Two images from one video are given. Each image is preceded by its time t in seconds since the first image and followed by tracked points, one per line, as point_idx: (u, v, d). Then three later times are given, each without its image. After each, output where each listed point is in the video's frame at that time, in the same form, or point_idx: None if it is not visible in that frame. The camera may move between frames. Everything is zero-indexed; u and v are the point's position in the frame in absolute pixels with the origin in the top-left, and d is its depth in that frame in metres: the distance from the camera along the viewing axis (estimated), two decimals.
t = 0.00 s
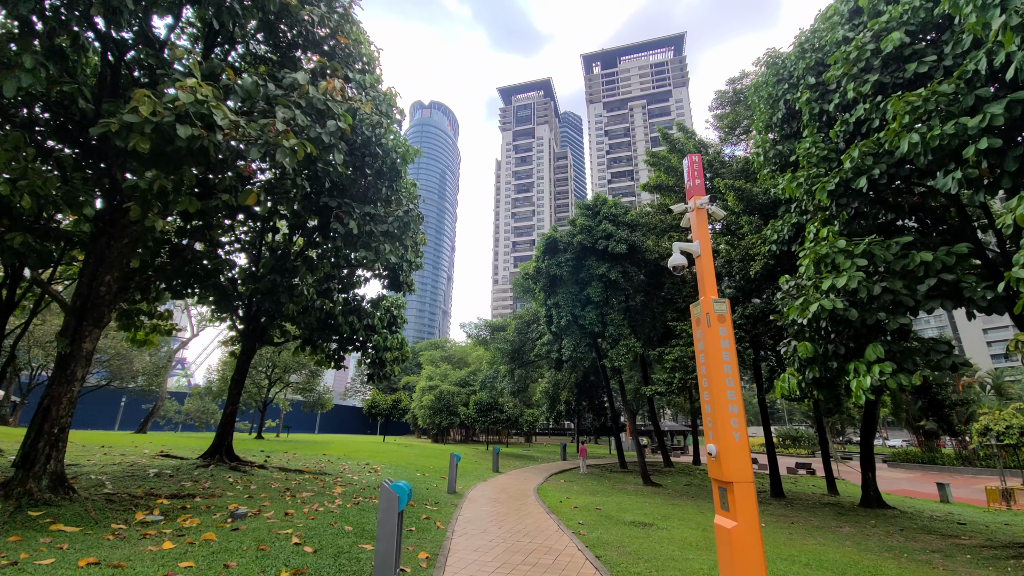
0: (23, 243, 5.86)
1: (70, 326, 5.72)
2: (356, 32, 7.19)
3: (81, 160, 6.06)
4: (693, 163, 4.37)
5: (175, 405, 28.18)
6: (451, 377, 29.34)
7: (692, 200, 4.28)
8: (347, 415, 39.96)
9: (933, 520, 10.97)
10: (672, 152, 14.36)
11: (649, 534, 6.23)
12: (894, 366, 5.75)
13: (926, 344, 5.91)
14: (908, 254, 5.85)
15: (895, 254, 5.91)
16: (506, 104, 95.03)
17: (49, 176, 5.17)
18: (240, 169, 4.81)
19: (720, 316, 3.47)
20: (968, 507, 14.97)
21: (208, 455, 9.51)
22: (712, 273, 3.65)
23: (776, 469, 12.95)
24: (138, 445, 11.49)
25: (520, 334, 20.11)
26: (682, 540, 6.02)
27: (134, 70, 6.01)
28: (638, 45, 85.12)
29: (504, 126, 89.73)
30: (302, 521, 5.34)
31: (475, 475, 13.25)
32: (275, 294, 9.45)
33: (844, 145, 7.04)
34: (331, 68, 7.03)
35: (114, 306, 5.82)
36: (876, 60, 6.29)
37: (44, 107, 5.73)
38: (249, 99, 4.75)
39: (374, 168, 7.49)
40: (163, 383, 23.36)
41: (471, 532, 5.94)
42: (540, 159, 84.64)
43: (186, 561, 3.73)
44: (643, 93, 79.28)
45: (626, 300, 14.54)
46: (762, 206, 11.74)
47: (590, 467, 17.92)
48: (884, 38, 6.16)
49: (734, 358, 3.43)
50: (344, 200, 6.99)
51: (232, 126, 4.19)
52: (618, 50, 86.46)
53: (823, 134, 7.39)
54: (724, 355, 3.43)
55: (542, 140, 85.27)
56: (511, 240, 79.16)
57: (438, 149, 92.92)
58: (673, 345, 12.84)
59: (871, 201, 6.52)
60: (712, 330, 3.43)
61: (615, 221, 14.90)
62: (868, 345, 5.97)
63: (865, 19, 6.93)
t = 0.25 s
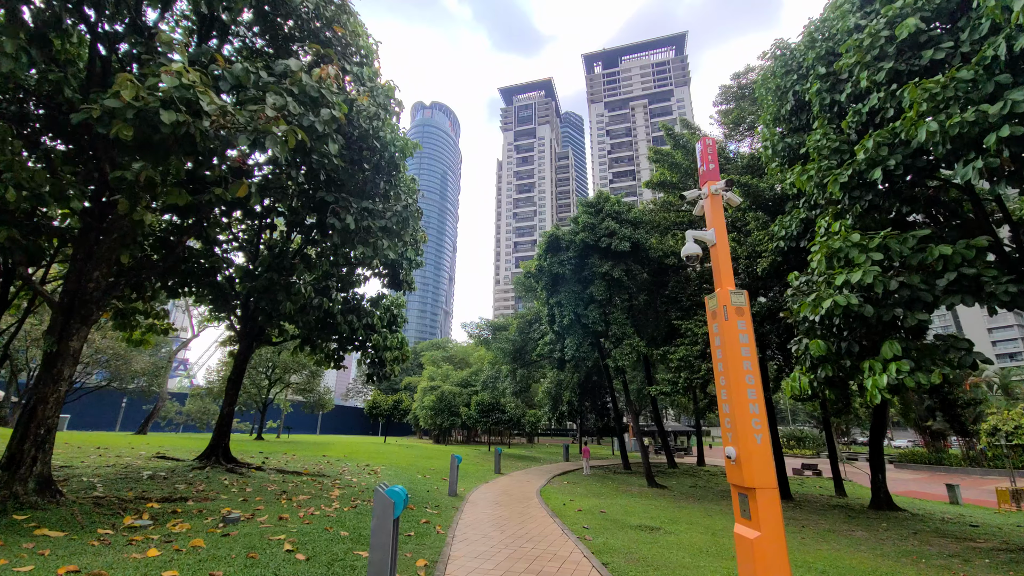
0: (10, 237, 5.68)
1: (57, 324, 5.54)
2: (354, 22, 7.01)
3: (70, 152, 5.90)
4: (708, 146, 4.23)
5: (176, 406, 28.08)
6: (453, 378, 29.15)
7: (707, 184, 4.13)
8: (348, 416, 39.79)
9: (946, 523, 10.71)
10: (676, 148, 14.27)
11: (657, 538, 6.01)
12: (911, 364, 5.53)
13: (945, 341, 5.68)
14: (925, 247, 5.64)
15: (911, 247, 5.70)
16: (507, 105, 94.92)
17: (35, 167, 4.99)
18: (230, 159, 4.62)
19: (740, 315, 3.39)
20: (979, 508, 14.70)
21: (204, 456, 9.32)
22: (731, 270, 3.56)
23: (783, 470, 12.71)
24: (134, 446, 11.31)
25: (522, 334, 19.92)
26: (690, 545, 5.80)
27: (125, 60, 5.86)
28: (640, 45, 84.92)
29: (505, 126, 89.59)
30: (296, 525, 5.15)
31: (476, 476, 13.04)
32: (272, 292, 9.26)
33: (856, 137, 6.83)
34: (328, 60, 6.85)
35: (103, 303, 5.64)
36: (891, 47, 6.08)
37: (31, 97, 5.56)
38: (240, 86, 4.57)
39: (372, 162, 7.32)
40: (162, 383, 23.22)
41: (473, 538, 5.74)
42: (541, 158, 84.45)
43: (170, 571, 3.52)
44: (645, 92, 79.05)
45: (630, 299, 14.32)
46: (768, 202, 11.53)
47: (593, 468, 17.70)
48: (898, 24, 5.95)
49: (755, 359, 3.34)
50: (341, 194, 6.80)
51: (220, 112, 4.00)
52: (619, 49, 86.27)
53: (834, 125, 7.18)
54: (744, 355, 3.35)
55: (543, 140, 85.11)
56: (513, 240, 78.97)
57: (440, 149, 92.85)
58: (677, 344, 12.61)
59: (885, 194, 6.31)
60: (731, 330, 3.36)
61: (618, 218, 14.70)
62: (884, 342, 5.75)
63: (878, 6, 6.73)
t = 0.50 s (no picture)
0: None
1: (41, 320, 5.36)
2: (351, 12, 6.84)
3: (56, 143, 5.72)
4: (723, 123, 3.97)
5: (176, 408, 27.95)
6: (454, 379, 28.94)
7: (723, 165, 3.90)
8: (349, 418, 39.61)
9: (959, 527, 10.43)
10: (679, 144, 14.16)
11: (664, 544, 5.78)
12: (930, 362, 5.29)
13: (965, 338, 5.43)
14: (944, 239, 5.41)
15: (929, 240, 5.46)
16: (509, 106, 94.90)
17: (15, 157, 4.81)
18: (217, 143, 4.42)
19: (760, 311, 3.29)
20: (991, 511, 14.39)
21: (199, 458, 9.12)
22: (751, 258, 3.42)
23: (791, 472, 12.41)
24: (128, 448, 11.10)
25: (524, 334, 19.72)
26: (699, 550, 5.57)
27: (114, 49, 5.69)
28: (641, 46, 84.84)
29: (506, 127, 89.56)
30: (288, 530, 4.93)
31: (477, 479, 12.80)
32: (268, 291, 9.04)
33: (869, 127, 6.60)
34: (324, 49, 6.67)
35: (90, 299, 5.48)
36: (906, 33, 5.88)
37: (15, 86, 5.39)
38: (228, 69, 4.37)
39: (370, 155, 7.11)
40: (161, 385, 23.03)
41: (473, 543, 5.51)
42: (543, 160, 84.31)
43: None
44: (646, 93, 78.96)
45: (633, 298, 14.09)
46: (774, 199, 11.33)
47: (596, 470, 17.46)
48: (915, 8, 5.75)
49: (778, 354, 3.22)
50: (337, 188, 6.62)
51: (206, 95, 3.80)
52: (620, 51, 86.23)
53: (846, 116, 6.96)
54: (767, 351, 3.22)
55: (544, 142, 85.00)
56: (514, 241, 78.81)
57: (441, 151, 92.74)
58: (682, 343, 12.38)
59: (900, 185, 6.08)
60: (752, 326, 3.24)
61: (621, 216, 14.50)
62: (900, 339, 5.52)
63: None
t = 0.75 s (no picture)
0: None
1: (23, 319, 5.16)
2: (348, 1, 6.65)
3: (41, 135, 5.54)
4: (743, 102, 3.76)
5: (176, 410, 27.77)
6: (455, 380, 28.73)
7: (743, 146, 3.67)
8: (350, 420, 39.41)
9: (974, 531, 10.14)
10: (684, 141, 14.08)
11: (672, 551, 5.55)
12: (952, 361, 5.05)
13: (989, 336, 5.19)
14: (964, 232, 5.19)
15: (949, 233, 5.23)
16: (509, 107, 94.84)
17: None
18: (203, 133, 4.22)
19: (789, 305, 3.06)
20: (1003, 514, 14.08)
21: (194, 461, 8.91)
22: (774, 248, 3.18)
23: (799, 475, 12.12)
24: (123, 451, 10.89)
25: (525, 334, 19.50)
26: (709, 558, 5.33)
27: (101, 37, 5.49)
28: (642, 47, 84.73)
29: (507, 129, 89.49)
30: (279, 538, 4.71)
31: (478, 482, 12.56)
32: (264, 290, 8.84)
33: (883, 117, 6.38)
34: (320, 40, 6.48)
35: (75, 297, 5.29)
36: (923, 19, 5.67)
37: None
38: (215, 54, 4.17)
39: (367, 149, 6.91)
40: (160, 387, 22.87)
41: (474, 551, 5.28)
42: (544, 160, 84.14)
43: None
44: (647, 94, 78.79)
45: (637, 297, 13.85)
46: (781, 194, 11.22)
47: (599, 473, 17.20)
48: None
49: (806, 351, 3.02)
50: (332, 183, 6.42)
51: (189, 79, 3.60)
52: (621, 52, 86.14)
53: (859, 107, 6.73)
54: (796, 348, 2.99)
55: (545, 142, 84.87)
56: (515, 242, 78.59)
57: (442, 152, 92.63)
58: (687, 343, 12.13)
59: (917, 177, 5.85)
60: (779, 320, 3.02)
61: (624, 215, 14.28)
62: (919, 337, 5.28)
63: None
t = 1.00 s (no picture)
0: None
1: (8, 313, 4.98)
2: None
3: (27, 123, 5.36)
4: (767, 72, 3.39)
5: (176, 410, 27.64)
6: (456, 381, 28.54)
7: (767, 120, 3.28)
8: (351, 420, 39.23)
9: (988, 535, 9.88)
10: (688, 137, 13.83)
11: (682, 557, 5.32)
12: (975, 359, 4.81)
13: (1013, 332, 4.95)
14: (988, 224, 4.96)
15: (970, 224, 5.01)
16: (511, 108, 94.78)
17: None
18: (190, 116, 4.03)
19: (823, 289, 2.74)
20: (1014, 517, 13.81)
21: (189, 462, 8.71)
22: (804, 228, 2.93)
23: (807, 478, 11.87)
24: (118, 451, 10.71)
25: (527, 334, 19.30)
26: (720, 565, 5.10)
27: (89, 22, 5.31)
28: (644, 47, 84.63)
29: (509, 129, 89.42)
30: (270, 543, 4.50)
31: (479, 483, 12.34)
32: (260, 287, 8.65)
33: (899, 106, 6.15)
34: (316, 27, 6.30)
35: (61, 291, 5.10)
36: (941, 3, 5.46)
37: None
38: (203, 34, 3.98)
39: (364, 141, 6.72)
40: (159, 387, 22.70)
41: (475, 557, 5.05)
42: (546, 161, 83.97)
43: None
44: (649, 94, 78.65)
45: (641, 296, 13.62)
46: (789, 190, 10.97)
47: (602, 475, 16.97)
48: None
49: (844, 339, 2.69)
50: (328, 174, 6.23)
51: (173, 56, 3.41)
52: (623, 53, 86.06)
53: (873, 96, 6.52)
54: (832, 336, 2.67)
55: (547, 143, 84.75)
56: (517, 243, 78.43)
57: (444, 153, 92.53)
58: (692, 343, 11.89)
59: (935, 167, 5.63)
60: (811, 306, 2.71)
61: (627, 212, 14.07)
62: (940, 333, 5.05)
63: None
